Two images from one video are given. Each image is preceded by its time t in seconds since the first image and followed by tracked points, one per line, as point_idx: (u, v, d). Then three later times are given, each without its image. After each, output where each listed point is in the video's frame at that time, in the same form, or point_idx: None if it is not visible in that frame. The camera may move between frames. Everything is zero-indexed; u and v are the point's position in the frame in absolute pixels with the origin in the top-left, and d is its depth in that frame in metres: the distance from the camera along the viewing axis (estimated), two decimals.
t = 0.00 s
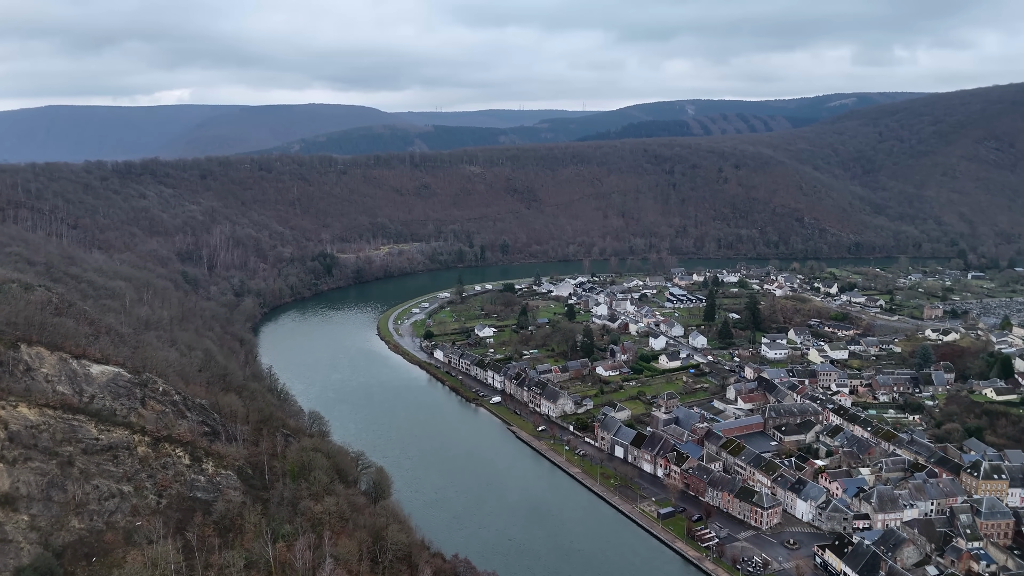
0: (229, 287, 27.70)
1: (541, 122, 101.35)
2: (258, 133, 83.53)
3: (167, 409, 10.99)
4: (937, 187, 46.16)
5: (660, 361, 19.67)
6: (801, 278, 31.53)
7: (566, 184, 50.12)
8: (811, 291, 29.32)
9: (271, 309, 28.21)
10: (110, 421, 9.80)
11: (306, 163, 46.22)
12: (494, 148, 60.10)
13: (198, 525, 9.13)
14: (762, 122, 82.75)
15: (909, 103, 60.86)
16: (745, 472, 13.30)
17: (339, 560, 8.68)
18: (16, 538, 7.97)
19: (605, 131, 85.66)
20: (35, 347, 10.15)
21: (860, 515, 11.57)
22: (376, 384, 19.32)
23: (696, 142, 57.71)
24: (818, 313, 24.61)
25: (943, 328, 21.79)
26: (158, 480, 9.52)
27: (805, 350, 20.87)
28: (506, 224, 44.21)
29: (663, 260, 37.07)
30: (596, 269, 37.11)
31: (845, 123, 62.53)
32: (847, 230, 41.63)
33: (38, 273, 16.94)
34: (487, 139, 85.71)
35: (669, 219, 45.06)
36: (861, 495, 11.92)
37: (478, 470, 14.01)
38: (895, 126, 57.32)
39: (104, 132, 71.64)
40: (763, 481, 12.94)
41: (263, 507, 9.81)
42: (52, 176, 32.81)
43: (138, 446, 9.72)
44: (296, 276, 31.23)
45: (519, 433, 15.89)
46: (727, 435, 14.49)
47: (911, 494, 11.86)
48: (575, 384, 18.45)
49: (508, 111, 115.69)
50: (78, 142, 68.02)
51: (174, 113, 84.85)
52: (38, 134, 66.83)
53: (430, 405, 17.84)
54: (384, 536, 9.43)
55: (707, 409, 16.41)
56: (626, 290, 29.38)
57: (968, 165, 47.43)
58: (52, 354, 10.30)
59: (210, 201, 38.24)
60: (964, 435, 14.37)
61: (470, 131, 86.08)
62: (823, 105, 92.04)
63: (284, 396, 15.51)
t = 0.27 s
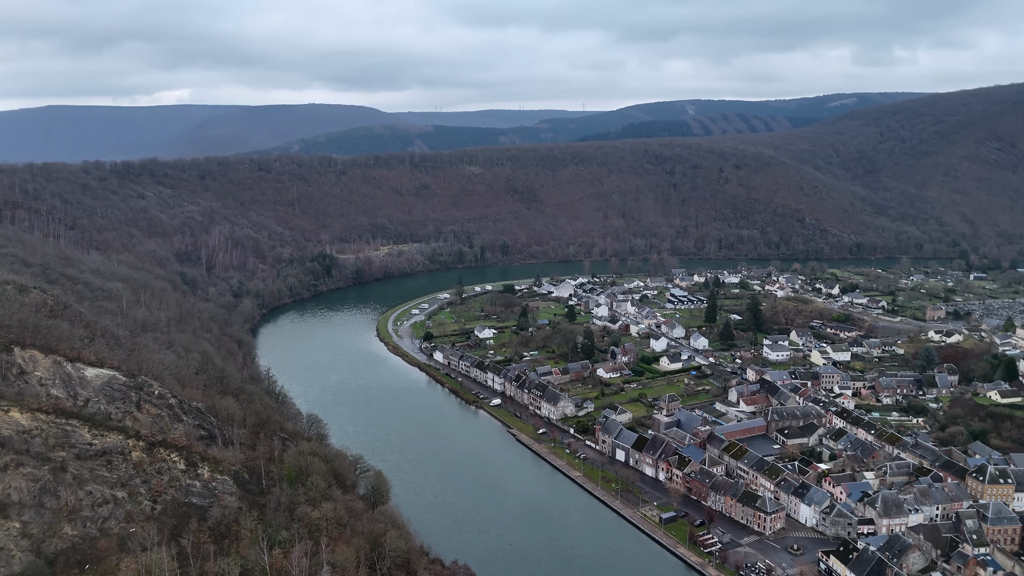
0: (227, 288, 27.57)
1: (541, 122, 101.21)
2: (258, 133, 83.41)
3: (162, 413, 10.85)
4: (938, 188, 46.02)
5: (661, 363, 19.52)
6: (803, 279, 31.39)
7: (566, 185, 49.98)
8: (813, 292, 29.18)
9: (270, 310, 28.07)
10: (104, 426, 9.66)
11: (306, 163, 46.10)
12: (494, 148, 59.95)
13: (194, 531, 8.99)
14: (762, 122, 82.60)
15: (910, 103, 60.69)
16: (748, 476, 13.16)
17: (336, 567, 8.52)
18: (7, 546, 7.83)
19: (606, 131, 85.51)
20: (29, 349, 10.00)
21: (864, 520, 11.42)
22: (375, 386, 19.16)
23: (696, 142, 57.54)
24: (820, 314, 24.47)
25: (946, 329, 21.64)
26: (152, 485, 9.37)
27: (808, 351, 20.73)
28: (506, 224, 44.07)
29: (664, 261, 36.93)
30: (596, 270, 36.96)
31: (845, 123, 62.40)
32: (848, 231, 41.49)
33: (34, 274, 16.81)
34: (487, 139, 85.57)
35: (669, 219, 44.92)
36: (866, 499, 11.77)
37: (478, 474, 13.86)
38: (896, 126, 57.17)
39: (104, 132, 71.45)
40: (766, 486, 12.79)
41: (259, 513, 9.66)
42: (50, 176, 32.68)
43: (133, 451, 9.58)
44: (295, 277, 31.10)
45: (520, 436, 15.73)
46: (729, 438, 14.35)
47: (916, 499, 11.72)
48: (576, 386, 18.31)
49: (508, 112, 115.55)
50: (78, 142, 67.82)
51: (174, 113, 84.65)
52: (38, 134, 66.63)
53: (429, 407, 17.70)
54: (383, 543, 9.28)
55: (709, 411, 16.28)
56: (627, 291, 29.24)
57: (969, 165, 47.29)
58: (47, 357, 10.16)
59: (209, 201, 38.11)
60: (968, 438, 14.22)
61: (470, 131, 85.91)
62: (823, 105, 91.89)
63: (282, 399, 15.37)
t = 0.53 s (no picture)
0: (226, 289, 27.44)
1: (541, 122, 101.07)
2: (258, 133, 83.30)
3: (158, 417, 10.71)
4: (940, 188, 45.88)
5: (662, 365, 19.38)
6: (804, 280, 31.26)
7: (567, 185, 49.87)
8: (814, 293, 29.04)
9: (268, 311, 27.94)
10: (98, 431, 9.53)
11: (305, 163, 45.99)
12: (494, 148, 59.80)
13: (189, 538, 8.84)
14: (763, 122, 82.44)
15: (911, 104, 60.53)
16: (751, 480, 13.01)
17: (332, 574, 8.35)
18: None
19: (606, 131, 85.37)
20: (22, 353, 9.86)
21: (869, 525, 11.28)
22: (374, 388, 19.02)
23: (697, 142, 57.39)
24: (822, 316, 24.32)
25: (949, 331, 21.51)
26: (147, 491, 9.23)
27: (810, 353, 20.58)
28: (506, 225, 43.93)
29: (664, 261, 36.80)
30: (597, 270, 36.81)
31: (846, 123, 62.27)
32: (849, 231, 41.35)
33: (29, 276, 16.69)
34: (487, 139, 85.48)
35: (670, 220, 44.78)
36: (870, 504, 11.63)
37: (478, 478, 13.72)
38: (897, 126, 57.02)
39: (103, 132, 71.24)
40: (769, 490, 12.64)
41: (255, 519, 9.52)
42: (48, 177, 32.55)
43: (127, 456, 9.45)
44: (294, 278, 30.98)
45: (520, 439, 15.58)
46: (731, 442, 14.20)
47: (921, 504, 11.57)
48: (576, 388, 18.17)
49: (508, 112, 115.39)
50: (78, 142, 67.63)
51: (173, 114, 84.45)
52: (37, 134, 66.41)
53: (429, 410, 17.55)
54: (381, 550, 9.13)
55: (710, 414, 16.13)
56: (627, 292, 29.09)
57: (971, 166, 47.13)
58: (40, 361, 10.02)
59: (208, 202, 38.01)
60: (973, 441, 14.07)
61: (470, 132, 85.74)
62: (824, 105, 91.74)
63: (280, 402, 15.23)
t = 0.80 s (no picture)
0: (225, 290, 27.32)
1: (542, 121, 100.91)
2: (257, 133, 83.11)
3: (154, 420, 10.56)
4: (942, 188, 45.72)
5: (663, 366, 19.24)
6: (806, 281, 31.12)
7: (567, 185, 49.71)
8: (816, 293, 28.89)
9: (267, 312, 27.80)
10: (91, 436, 9.39)
11: (305, 163, 45.89)
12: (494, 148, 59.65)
13: (184, 544, 8.70)
14: (764, 122, 82.25)
15: (912, 103, 60.34)
16: (753, 484, 12.85)
17: None
18: None
19: (607, 131, 85.23)
20: (15, 355, 9.71)
21: (873, 529, 11.13)
22: (373, 390, 18.88)
23: (698, 142, 57.25)
24: (824, 317, 24.17)
25: (953, 332, 21.36)
26: (141, 497, 9.10)
27: (812, 354, 20.43)
28: (507, 225, 43.78)
29: (665, 262, 36.66)
30: (597, 271, 36.68)
31: (848, 123, 62.11)
32: (851, 232, 41.20)
33: (25, 278, 16.56)
34: (488, 139, 85.32)
35: (671, 220, 44.62)
36: (875, 508, 11.48)
37: (478, 481, 13.58)
38: (898, 126, 56.86)
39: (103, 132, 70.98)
40: (772, 494, 12.50)
41: (252, 525, 9.38)
42: (46, 177, 32.42)
43: (121, 461, 9.31)
44: (294, 279, 30.85)
45: (520, 441, 15.44)
46: (733, 444, 14.05)
47: (927, 508, 11.41)
48: (577, 390, 18.03)
49: (509, 112, 115.22)
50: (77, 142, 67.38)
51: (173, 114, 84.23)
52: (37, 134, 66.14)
53: (428, 412, 17.41)
54: (379, 557, 8.98)
55: (712, 416, 15.98)
56: (628, 293, 28.93)
57: (973, 166, 46.96)
58: (34, 363, 9.86)
59: (207, 202, 37.88)
60: (978, 444, 13.91)
61: (470, 131, 85.58)
62: (825, 105, 91.57)
63: (277, 405, 15.09)
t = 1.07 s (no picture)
0: (223, 283, 27.19)
1: (542, 113, 100.46)
2: (256, 125, 82.70)
3: (150, 415, 10.44)
4: (944, 180, 45.50)
5: (664, 360, 19.11)
6: (807, 273, 30.97)
7: (567, 177, 49.47)
8: (818, 286, 28.74)
9: (266, 305, 27.68)
10: (85, 433, 9.32)
11: (304, 155, 45.70)
12: (494, 140, 59.35)
13: (180, 542, 8.60)
14: (765, 114, 81.86)
15: (915, 95, 59.99)
16: (756, 480, 12.75)
17: None
18: None
19: (607, 123, 84.86)
20: (9, 350, 9.57)
21: (877, 526, 11.02)
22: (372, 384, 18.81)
23: (699, 134, 56.95)
24: (826, 310, 24.02)
25: (956, 325, 21.23)
26: (136, 494, 8.99)
27: (814, 348, 20.30)
28: (507, 217, 43.58)
29: (666, 254, 36.49)
30: (598, 264, 36.52)
31: (849, 115, 61.78)
32: (852, 224, 41.01)
33: (20, 271, 16.42)
34: (488, 131, 84.95)
35: (672, 212, 44.39)
36: (878, 505, 11.37)
37: (478, 476, 13.50)
38: (900, 118, 56.53)
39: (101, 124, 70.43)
40: (774, 489, 12.39)
41: (249, 523, 9.28)
42: (43, 169, 32.21)
43: (115, 458, 9.23)
44: (293, 271, 30.71)
45: (520, 436, 15.34)
46: (736, 440, 13.93)
47: (931, 504, 11.30)
48: (578, 384, 17.92)
49: (509, 103, 114.67)
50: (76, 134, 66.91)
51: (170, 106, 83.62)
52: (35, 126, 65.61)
53: (428, 406, 17.31)
54: (377, 554, 8.88)
55: (714, 411, 15.87)
56: (629, 286, 28.78)
57: (975, 158, 46.70)
58: (28, 358, 9.73)
59: (206, 194, 37.67)
60: (982, 440, 13.80)
61: (470, 123, 85.15)
62: (826, 97, 91.10)
63: (275, 399, 14.98)
